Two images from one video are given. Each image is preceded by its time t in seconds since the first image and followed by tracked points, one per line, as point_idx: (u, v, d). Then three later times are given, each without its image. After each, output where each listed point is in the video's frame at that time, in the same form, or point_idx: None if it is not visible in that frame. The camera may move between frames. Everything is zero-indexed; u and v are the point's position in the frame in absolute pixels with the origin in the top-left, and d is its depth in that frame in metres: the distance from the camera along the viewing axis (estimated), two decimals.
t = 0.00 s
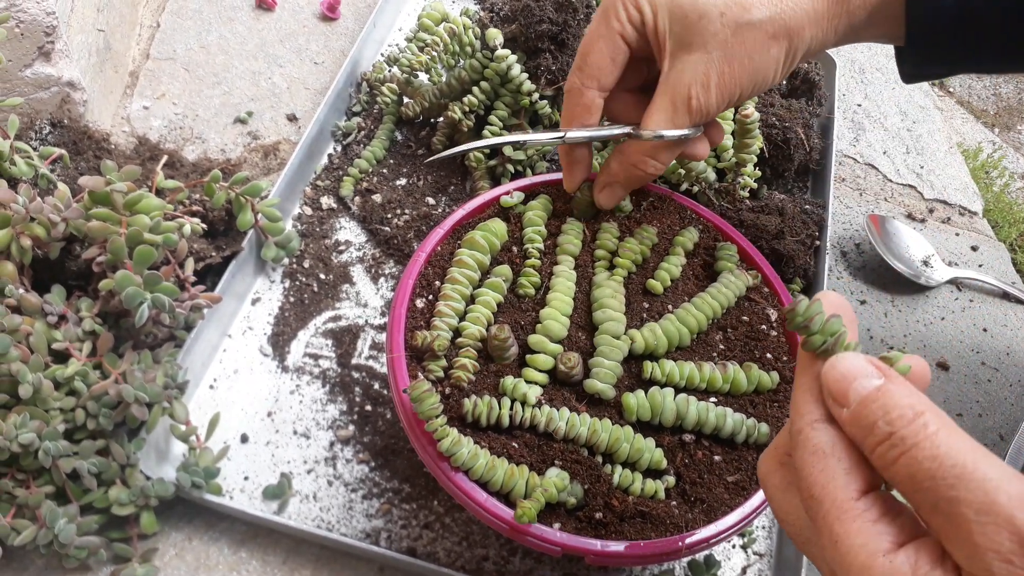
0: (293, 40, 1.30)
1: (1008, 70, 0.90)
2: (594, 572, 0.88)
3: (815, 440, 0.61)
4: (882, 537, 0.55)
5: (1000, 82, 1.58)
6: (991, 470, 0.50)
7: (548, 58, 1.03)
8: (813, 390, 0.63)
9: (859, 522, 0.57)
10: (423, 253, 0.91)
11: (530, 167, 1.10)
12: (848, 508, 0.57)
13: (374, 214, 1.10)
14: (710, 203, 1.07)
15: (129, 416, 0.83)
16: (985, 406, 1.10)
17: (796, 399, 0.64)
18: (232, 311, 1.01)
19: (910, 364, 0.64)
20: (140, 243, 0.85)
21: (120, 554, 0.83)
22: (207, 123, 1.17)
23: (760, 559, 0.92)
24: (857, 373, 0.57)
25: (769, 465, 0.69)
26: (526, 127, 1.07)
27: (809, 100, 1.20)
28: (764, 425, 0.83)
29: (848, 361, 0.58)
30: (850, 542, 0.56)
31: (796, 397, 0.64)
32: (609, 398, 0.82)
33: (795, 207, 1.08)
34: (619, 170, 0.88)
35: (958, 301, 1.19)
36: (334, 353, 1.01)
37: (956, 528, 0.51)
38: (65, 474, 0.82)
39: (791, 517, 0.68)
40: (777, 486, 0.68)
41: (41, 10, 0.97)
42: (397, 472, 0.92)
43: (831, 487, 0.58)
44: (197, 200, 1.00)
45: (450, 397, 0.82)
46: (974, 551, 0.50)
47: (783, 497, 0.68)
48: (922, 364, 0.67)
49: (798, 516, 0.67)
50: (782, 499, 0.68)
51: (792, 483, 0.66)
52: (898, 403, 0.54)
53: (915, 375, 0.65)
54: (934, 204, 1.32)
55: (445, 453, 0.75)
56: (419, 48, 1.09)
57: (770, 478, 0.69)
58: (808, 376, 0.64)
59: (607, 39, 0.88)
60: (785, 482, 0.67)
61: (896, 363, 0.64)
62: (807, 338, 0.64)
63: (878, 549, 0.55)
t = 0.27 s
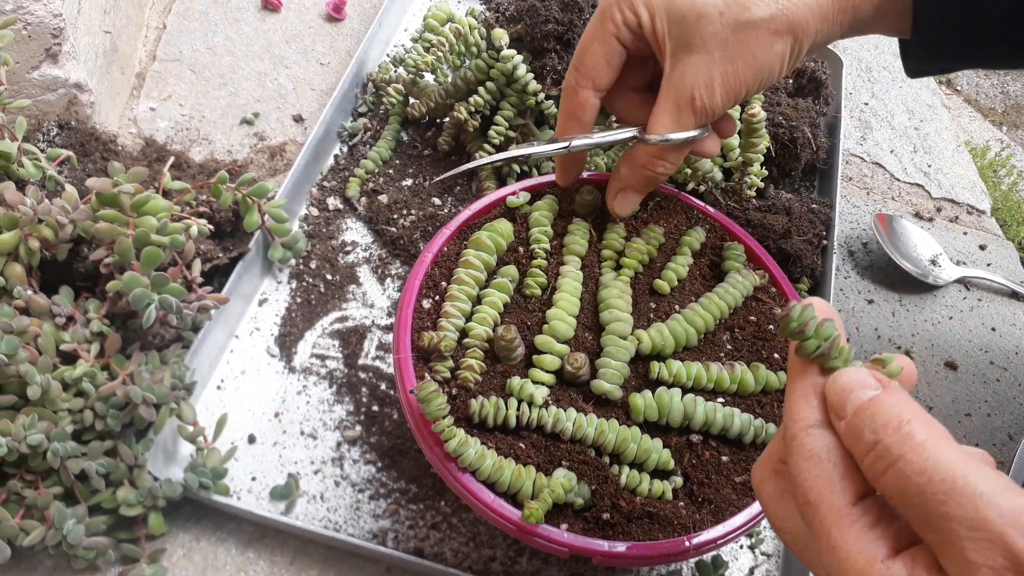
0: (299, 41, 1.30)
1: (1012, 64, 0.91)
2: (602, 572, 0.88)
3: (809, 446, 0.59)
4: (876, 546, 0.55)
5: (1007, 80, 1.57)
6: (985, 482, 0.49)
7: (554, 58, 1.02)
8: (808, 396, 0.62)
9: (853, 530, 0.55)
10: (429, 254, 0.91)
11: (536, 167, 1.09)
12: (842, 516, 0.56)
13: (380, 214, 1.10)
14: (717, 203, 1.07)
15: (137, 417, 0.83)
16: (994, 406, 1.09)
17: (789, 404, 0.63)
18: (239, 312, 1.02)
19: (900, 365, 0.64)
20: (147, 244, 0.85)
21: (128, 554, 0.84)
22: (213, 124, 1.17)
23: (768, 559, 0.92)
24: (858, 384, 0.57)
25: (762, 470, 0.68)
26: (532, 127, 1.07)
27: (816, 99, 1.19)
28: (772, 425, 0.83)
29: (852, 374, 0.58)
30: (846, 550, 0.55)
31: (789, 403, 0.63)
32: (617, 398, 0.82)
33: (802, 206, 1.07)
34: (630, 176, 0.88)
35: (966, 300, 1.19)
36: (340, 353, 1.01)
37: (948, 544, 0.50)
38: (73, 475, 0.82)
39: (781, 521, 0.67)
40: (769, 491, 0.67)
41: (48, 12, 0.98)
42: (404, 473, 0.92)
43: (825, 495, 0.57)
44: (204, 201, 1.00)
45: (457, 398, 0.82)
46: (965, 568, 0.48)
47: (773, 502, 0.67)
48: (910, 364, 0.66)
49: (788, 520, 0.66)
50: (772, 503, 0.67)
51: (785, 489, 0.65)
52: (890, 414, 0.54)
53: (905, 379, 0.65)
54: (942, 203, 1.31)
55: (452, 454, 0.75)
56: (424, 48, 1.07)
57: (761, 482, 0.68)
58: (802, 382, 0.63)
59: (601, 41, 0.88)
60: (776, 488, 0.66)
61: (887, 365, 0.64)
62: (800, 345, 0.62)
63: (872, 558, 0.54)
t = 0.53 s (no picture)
0: (301, 42, 1.30)
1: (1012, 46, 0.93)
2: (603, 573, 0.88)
3: (793, 407, 0.50)
4: (887, 504, 0.46)
5: (1009, 81, 1.56)
6: (1019, 435, 0.41)
7: (555, 59, 1.02)
8: (779, 354, 0.53)
9: (858, 494, 0.47)
10: (430, 255, 0.91)
11: (537, 168, 1.10)
12: (839, 479, 0.47)
13: (381, 215, 1.10)
14: (719, 203, 1.07)
15: (138, 418, 0.83)
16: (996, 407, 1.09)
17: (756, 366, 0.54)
18: (240, 313, 1.02)
19: (884, 297, 0.58)
20: (149, 245, 0.85)
21: (130, 555, 0.84)
22: (215, 125, 1.17)
23: (769, 561, 0.91)
24: (882, 354, 0.48)
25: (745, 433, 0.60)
26: (534, 127, 1.07)
27: (818, 100, 1.19)
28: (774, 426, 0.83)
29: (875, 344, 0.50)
30: (854, 516, 0.46)
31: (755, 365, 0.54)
32: (618, 400, 0.82)
33: (804, 207, 1.08)
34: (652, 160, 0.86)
35: (968, 302, 1.19)
36: (341, 354, 1.01)
37: (974, 500, 0.42)
38: (75, 476, 0.82)
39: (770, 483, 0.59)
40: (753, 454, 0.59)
41: (50, 13, 0.98)
42: (405, 474, 0.92)
43: (815, 461, 0.48)
44: (205, 202, 1.00)
45: (458, 399, 0.82)
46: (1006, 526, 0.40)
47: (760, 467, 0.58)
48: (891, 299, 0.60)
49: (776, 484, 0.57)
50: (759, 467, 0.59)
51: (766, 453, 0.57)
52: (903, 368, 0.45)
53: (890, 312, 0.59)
54: (944, 204, 1.31)
55: (453, 456, 0.75)
56: (426, 49, 1.08)
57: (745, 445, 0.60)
58: (771, 337, 0.54)
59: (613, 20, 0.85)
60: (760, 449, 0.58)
61: (873, 296, 0.58)
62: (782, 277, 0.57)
63: (889, 519, 0.45)
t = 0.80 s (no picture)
0: (300, 44, 1.31)
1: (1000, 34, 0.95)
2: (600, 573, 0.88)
3: (830, 308, 0.50)
4: (925, 407, 0.46)
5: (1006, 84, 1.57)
6: None
7: (553, 61, 1.02)
8: (824, 257, 0.51)
9: (896, 395, 0.47)
10: (429, 256, 0.92)
11: (535, 170, 1.10)
12: (875, 379, 0.47)
13: (380, 217, 1.10)
14: (716, 205, 1.07)
15: (137, 418, 0.84)
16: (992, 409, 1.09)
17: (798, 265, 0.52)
18: (239, 314, 1.02)
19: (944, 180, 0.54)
20: (148, 246, 0.85)
21: (128, 555, 0.84)
22: (214, 127, 1.18)
23: (766, 561, 0.92)
24: (932, 257, 0.47)
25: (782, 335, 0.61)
26: (532, 129, 1.07)
27: (814, 102, 1.20)
28: (770, 427, 0.83)
29: (927, 239, 0.48)
30: (888, 416, 0.47)
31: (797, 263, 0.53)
32: (615, 400, 0.82)
33: (801, 210, 1.08)
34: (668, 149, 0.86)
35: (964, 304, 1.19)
36: (340, 355, 1.01)
37: None
38: (74, 476, 0.83)
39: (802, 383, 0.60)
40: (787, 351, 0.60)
41: (50, 15, 0.98)
42: (403, 475, 0.93)
43: (849, 361, 0.48)
44: (204, 203, 1.00)
45: (456, 400, 0.82)
46: None
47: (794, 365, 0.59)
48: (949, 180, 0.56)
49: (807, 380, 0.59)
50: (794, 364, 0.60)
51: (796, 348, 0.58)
52: (949, 286, 0.46)
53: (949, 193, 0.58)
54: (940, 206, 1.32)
55: (451, 456, 0.75)
56: (425, 51, 1.07)
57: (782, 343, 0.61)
58: (818, 234, 0.53)
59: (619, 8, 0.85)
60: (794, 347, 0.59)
61: (931, 178, 0.54)
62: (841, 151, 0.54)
63: (927, 420, 0.45)
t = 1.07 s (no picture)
0: (296, 43, 1.30)
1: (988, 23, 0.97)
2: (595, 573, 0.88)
3: (898, 258, 0.52)
4: (993, 366, 0.47)
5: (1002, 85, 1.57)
6: None
7: (549, 62, 1.02)
8: (893, 200, 0.54)
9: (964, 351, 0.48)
10: (425, 256, 0.92)
11: (531, 170, 1.10)
12: (943, 333, 0.49)
13: (376, 217, 1.10)
14: (711, 206, 1.07)
15: (132, 418, 0.83)
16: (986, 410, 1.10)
17: (865, 208, 0.55)
18: (234, 313, 1.02)
19: (1006, 143, 0.56)
20: (143, 246, 0.85)
21: (122, 555, 0.84)
22: (209, 126, 1.17)
23: (761, 561, 0.92)
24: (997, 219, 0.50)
25: (842, 298, 0.63)
26: (528, 130, 1.08)
27: (810, 103, 1.20)
28: (765, 427, 0.84)
29: (982, 202, 0.51)
30: (956, 372, 0.48)
31: (863, 205, 0.56)
32: (611, 400, 0.82)
33: (796, 211, 1.07)
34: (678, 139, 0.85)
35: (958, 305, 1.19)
36: (335, 355, 1.01)
37: None
38: (68, 476, 0.82)
39: (861, 348, 0.62)
40: (846, 314, 0.62)
41: (45, 13, 0.98)
42: (399, 475, 0.93)
43: (918, 314, 0.51)
44: (200, 202, 1.00)
45: (451, 400, 0.82)
46: None
47: (854, 329, 0.62)
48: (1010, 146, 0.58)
49: (867, 344, 0.61)
50: (853, 327, 0.62)
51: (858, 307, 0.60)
52: (1007, 251, 0.49)
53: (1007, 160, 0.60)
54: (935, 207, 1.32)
55: (446, 456, 0.75)
56: (421, 51, 1.07)
57: (841, 305, 0.63)
58: (884, 186, 0.55)
59: None
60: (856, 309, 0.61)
61: (994, 140, 0.55)
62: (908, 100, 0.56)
63: (993, 380, 0.47)
